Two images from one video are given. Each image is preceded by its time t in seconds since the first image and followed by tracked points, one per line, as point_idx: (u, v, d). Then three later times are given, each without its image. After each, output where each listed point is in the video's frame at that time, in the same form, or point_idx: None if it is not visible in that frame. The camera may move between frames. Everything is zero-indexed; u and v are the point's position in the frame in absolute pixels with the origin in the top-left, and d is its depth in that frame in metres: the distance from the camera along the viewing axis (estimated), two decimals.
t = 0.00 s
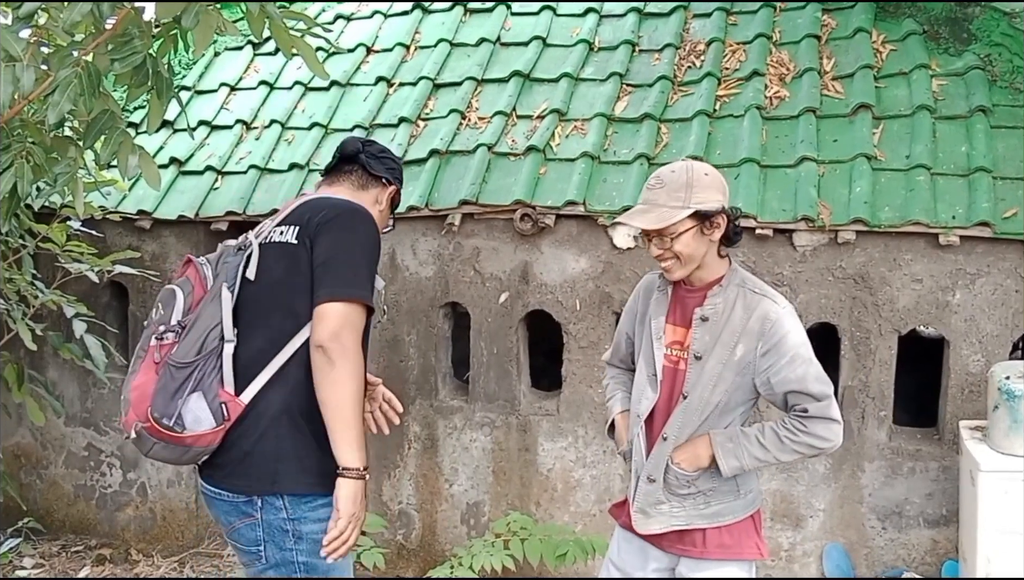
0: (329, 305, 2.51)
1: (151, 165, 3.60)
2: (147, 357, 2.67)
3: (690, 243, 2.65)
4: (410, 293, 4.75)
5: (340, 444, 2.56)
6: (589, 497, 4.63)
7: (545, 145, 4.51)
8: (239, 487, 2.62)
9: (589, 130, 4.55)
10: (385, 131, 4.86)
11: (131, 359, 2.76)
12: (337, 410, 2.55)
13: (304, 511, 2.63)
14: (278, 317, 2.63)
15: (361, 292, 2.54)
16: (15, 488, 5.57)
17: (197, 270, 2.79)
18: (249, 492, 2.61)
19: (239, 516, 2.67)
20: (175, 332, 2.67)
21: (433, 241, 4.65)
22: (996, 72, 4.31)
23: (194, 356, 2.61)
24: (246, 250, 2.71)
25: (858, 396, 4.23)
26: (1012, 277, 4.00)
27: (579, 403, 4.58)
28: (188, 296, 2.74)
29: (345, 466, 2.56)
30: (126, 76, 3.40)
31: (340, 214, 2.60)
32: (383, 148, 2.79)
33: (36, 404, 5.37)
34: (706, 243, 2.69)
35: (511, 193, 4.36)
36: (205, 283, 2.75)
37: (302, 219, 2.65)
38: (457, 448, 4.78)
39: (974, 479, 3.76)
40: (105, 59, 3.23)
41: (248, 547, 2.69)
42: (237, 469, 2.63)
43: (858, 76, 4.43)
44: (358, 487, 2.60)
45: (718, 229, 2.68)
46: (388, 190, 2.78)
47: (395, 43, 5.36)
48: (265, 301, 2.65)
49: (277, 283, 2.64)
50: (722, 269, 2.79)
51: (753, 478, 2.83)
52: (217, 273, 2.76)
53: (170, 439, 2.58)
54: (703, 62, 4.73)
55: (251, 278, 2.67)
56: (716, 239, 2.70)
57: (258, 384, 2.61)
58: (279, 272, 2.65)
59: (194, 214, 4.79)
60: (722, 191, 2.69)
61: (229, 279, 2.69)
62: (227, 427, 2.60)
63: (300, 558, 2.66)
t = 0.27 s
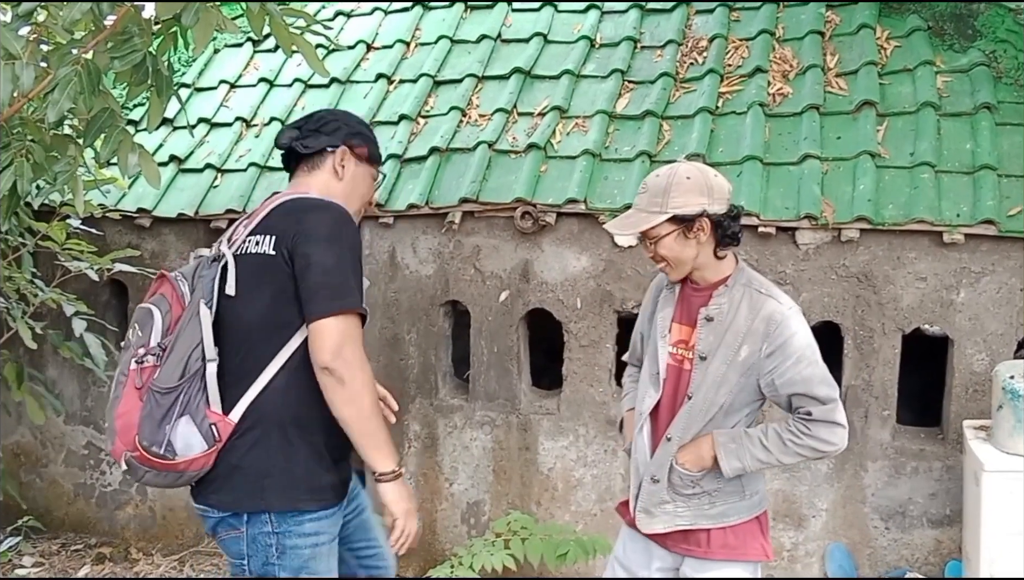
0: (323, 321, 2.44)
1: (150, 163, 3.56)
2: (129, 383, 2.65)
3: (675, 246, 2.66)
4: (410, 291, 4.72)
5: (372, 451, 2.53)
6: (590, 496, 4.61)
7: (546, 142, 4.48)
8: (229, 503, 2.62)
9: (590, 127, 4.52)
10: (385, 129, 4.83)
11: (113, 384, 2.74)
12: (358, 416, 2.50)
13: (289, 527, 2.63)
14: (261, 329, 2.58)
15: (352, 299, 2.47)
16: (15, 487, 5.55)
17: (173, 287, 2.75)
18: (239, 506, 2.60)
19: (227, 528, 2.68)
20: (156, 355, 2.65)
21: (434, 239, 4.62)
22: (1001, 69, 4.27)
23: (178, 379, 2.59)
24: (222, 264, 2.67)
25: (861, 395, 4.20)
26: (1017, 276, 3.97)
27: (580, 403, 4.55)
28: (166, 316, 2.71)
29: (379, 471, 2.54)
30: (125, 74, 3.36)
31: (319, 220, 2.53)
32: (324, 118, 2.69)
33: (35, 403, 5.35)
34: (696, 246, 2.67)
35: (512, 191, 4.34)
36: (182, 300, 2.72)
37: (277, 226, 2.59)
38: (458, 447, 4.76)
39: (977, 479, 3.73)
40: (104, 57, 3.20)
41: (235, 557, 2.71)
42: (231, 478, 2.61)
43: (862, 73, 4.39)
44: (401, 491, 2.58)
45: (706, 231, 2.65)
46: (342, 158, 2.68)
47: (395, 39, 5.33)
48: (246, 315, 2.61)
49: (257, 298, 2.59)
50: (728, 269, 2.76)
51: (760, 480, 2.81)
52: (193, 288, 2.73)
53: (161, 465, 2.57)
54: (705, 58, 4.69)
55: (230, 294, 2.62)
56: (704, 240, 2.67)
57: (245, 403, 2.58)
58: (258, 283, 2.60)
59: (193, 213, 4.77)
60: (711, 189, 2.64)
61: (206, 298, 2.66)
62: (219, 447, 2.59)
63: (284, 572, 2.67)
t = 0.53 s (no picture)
0: (293, 341, 2.36)
1: (150, 161, 3.45)
2: (106, 398, 2.64)
3: (678, 241, 2.64)
4: (411, 289, 4.68)
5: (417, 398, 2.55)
6: (590, 496, 4.57)
7: (547, 139, 4.44)
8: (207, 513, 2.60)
9: (592, 123, 4.48)
10: (386, 126, 4.80)
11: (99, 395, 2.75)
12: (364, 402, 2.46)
13: (269, 526, 2.59)
14: (232, 338, 2.53)
15: (325, 313, 2.38)
16: (14, 485, 5.52)
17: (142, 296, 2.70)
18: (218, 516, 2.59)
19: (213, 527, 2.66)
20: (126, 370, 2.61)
21: (434, 236, 4.59)
22: (1007, 64, 4.22)
23: (146, 397, 2.55)
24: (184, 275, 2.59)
25: (865, 394, 4.16)
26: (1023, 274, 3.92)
27: (581, 401, 4.51)
28: (136, 327, 2.67)
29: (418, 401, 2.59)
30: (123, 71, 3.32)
31: (282, 231, 2.42)
32: (280, 96, 2.62)
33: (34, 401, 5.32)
34: (700, 244, 2.65)
35: (513, 187, 4.30)
36: (150, 311, 2.67)
37: (238, 237, 2.49)
38: (458, 445, 4.73)
39: (982, 479, 3.69)
40: (103, 54, 3.16)
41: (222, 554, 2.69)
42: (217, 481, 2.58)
43: (866, 68, 4.35)
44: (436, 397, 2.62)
45: (710, 227, 2.62)
46: (295, 135, 2.58)
47: (395, 35, 5.29)
48: (215, 327, 2.54)
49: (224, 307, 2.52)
50: (736, 268, 2.72)
51: (763, 479, 2.76)
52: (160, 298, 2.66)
53: (140, 480, 2.57)
54: (708, 53, 4.65)
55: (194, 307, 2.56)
56: (708, 237, 2.64)
57: (217, 415, 2.55)
58: (225, 294, 2.52)
59: (193, 210, 4.74)
60: (715, 184, 2.62)
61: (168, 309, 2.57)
62: (194, 460, 2.56)
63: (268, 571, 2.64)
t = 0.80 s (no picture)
0: (309, 344, 2.40)
1: (147, 159, 3.41)
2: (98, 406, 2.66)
3: (688, 237, 2.62)
4: (411, 287, 4.65)
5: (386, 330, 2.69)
6: (591, 495, 4.54)
7: (547, 136, 4.41)
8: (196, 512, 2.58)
9: (593, 120, 4.45)
10: (385, 123, 4.77)
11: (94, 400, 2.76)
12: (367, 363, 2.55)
13: (261, 525, 2.56)
14: (215, 341, 2.53)
15: (325, 308, 2.43)
16: (12, 484, 5.49)
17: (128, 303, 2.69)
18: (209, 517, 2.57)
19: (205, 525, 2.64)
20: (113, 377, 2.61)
21: (434, 234, 4.56)
22: (1011, 61, 4.19)
23: (130, 404, 2.54)
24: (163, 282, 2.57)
25: (868, 394, 4.13)
26: None
27: (581, 400, 4.48)
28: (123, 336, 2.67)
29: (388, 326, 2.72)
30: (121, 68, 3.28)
31: (263, 236, 2.41)
32: (259, 88, 2.59)
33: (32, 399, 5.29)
34: (710, 243, 2.62)
35: (513, 185, 4.27)
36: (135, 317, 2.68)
37: (214, 246, 2.46)
38: (458, 444, 4.70)
39: (986, 479, 3.66)
40: (100, 52, 3.08)
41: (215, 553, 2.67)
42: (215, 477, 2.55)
43: (869, 65, 4.31)
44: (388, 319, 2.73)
45: (721, 226, 2.60)
46: (270, 129, 2.56)
47: (395, 31, 5.25)
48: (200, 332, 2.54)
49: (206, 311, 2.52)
50: (746, 269, 2.68)
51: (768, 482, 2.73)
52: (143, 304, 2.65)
53: (133, 486, 2.59)
54: (710, 50, 4.62)
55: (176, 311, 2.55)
56: (718, 236, 2.61)
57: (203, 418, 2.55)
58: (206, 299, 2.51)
59: (192, 207, 4.71)
60: (730, 183, 2.59)
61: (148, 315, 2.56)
62: (183, 464, 2.56)
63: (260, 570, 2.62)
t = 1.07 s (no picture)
0: (237, 343, 2.23)
1: (144, 158, 3.20)
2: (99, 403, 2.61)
3: (687, 232, 2.61)
4: (411, 285, 4.63)
5: (321, 440, 2.36)
6: (592, 494, 4.52)
7: (548, 133, 4.39)
8: (203, 504, 2.50)
9: (594, 117, 4.42)
10: (385, 120, 4.74)
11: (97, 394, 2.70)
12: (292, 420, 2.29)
13: (272, 516, 2.49)
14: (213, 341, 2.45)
15: (274, 318, 2.27)
16: (8, 483, 5.45)
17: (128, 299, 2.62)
18: (216, 511, 2.49)
19: (208, 520, 2.53)
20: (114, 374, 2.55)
21: (434, 232, 4.53)
22: (1014, 58, 4.16)
23: (130, 403, 2.49)
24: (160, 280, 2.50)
25: (871, 392, 4.11)
26: None
27: (583, 398, 4.46)
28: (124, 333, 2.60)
29: (331, 454, 2.39)
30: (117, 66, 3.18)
31: (239, 236, 2.32)
32: (242, 90, 2.51)
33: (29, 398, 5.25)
34: (710, 241, 2.60)
35: (514, 182, 4.25)
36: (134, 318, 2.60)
37: (200, 246, 2.39)
38: (458, 443, 4.67)
39: (989, 479, 3.64)
40: (96, 49, 3.01)
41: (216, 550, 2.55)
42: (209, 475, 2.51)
43: (872, 62, 4.29)
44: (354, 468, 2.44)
45: (721, 226, 2.58)
46: (263, 130, 2.48)
47: (395, 27, 5.23)
48: (195, 331, 2.47)
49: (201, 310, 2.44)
50: (745, 270, 2.65)
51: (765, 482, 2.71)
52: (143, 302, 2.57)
53: (132, 484, 2.54)
54: (712, 47, 4.59)
55: (171, 311, 2.46)
56: (718, 235, 2.59)
57: (201, 418, 2.49)
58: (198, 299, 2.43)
59: (190, 205, 4.68)
60: (734, 184, 2.57)
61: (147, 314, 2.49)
62: (180, 465, 2.50)
63: (267, 565, 2.52)
